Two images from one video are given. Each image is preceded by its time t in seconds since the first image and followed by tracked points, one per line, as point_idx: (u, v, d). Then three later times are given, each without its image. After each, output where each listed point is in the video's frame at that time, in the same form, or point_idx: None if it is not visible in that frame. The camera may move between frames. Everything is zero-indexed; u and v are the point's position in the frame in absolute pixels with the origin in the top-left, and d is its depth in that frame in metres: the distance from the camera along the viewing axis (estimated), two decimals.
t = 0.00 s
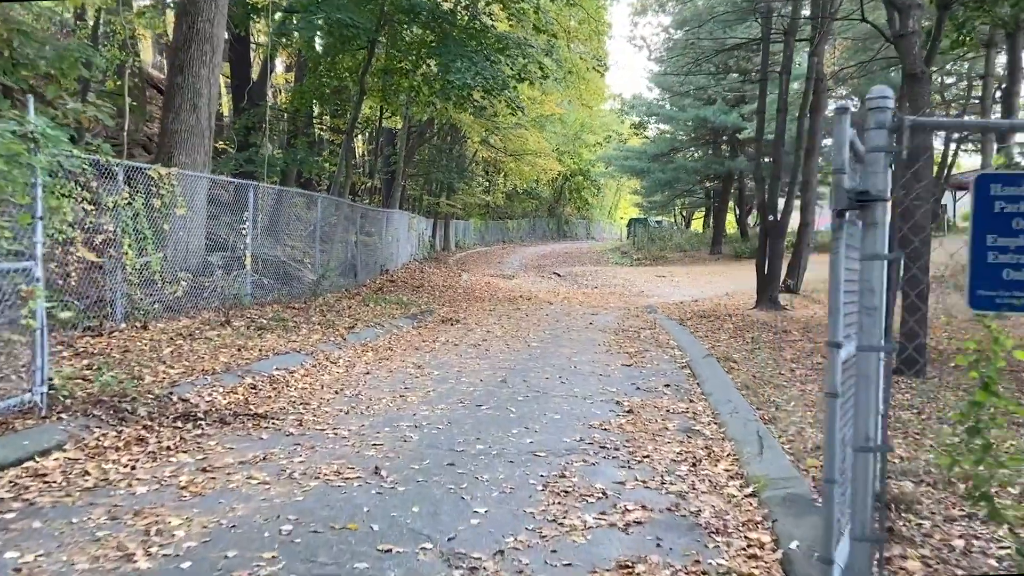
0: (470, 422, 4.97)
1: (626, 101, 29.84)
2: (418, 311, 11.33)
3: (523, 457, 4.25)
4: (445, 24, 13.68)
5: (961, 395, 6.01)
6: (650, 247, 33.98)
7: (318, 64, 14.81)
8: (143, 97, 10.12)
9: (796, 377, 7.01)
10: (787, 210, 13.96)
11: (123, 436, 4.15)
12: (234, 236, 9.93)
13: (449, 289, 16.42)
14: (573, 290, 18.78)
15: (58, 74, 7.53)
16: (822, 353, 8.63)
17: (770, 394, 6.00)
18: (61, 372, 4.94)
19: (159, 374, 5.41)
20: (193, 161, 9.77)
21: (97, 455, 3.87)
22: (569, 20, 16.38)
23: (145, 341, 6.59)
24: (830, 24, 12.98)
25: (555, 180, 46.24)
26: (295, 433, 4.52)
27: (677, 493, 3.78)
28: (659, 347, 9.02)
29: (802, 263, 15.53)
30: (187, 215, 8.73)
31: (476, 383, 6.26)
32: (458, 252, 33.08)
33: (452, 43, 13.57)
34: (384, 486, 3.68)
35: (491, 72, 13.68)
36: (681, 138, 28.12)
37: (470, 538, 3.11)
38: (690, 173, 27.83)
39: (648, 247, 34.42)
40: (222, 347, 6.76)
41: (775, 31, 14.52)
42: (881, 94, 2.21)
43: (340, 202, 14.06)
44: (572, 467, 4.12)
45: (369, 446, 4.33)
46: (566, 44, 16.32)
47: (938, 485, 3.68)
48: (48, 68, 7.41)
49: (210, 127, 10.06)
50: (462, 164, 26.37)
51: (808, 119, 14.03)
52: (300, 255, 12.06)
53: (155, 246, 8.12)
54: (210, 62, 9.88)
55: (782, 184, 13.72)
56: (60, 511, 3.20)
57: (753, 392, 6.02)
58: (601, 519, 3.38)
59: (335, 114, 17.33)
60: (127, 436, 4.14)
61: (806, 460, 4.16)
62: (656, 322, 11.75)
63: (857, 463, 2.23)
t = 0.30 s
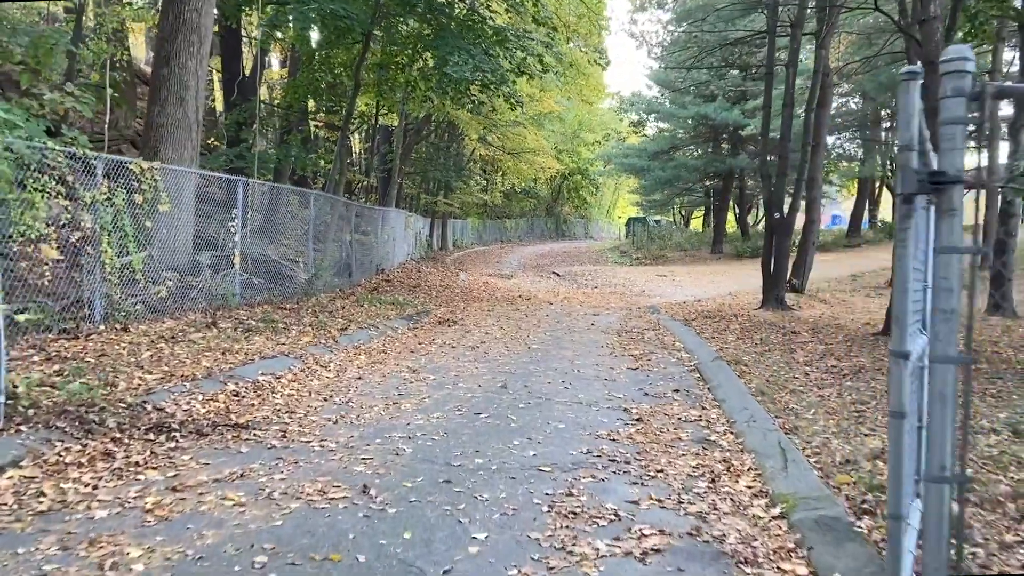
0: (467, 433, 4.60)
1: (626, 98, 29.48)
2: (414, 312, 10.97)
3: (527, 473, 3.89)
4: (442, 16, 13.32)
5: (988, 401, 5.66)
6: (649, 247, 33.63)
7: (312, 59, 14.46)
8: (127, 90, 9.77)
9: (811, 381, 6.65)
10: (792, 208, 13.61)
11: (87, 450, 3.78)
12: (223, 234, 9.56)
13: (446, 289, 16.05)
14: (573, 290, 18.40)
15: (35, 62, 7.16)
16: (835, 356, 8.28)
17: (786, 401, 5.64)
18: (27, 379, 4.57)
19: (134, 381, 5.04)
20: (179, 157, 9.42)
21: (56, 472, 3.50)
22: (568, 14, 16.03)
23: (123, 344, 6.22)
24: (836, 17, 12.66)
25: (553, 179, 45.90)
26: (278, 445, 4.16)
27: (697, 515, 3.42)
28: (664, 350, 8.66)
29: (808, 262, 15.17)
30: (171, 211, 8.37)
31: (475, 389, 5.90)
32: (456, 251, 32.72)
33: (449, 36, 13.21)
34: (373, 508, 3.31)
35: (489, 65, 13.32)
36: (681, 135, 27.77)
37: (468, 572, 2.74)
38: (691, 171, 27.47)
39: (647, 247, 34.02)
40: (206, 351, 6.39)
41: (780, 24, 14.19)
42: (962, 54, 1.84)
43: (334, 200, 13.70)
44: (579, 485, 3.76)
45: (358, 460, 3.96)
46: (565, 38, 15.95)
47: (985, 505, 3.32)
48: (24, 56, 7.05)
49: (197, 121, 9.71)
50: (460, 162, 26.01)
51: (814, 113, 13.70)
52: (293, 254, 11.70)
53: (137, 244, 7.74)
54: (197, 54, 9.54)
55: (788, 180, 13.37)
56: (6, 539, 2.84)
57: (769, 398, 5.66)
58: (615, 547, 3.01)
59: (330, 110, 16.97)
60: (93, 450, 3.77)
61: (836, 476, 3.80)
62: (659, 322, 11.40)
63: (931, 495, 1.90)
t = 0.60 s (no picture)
0: (463, 453, 4.24)
1: (624, 97, 29.14)
2: (409, 316, 10.62)
3: (527, 502, 3.53)
4: (437, 11, 12.95)
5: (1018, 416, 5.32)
6: (648, 247, 33.27)
7: (304, 56, 14.09)
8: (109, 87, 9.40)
9: (825, 392, 6.30)
10: (798, 209, 13.26)
11: (43, 478, 3.43)
12: (210, 236, 9.19)
13: (442, 291, 15.69)
14: (572, 292, 18.02)
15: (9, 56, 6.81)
16: (847, 363, 7.92)
17: (804, 415, 5.29)
18: None
19: (104, 396, 4.68)
20: (164, 156, 9.06)
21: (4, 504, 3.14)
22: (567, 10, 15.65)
23: (97, 354, 5.85)
24: (843, 11, 12.30)
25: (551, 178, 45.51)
26: (256, 469, 3.81)
27: (719, 551, 3.06)
28: (669, 356, 8.29)
29: (812, 263, 14.83)
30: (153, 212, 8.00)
31: (472, 402, 5.54)
32: (453, 252, 32.34)
33: (445, 31, 12.85)
34: (356, 546, 2.95)
35: (486, 61, 12.95)
36: (680, 134, 27.42)
37: None
38: (691, 171, 27.12)
39: (646, 247, 33.66)
40: (186, 361, 6.02)
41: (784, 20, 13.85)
42: None
43: (327, 200, 13.34)
44: (585, 515, 3.40)
45: (341, 487, 3.60)
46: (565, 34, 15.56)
47: None
48: None
49: (182, 118, 9.36)
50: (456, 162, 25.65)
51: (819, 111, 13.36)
52: (285, 256, 11.35)
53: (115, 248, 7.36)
54: (182, 49, 9.21)
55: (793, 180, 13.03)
56: None
57: (785, 411, 5.31)
58: None
59: (324, 109, 16.60)
60: (48, 479, 3.41)
61: (870, 506, 3.46)
62: (662, 326, 11.05)
63: None
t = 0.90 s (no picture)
0: (458, 472, 3.90)
1: (622, 96, 28.82)
2: (404, 319, 10.27)
3: (529, 530, 3.19)
4: (433, 3, 12.59)
5: None
6: (647, 247, 32.94)
7: (296, 51, 13.73)
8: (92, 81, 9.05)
9: (841, 400, 5.98)
10: (802, 208, 12.95)
11: None
12: (196, 236, 8.84)
13: (439, 292, 15.35)
14: (571, 292, 17.69)
15: None
16: (859, 368, 7.61)
17: (822, 426, 4.97)
18: None
19: (71, 409, 4.34)
20: (149, 153, 8.73)
21: None
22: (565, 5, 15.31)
23: (71, 361, 5.50)
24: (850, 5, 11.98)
25: (548, 178, 45.14)
26: (231, 492, 3.48)
27: None
28: (674, 361, 7.96)
29: (817, 264, 14.50)
30: (133, 211, 7.65)
31: (468, 412, 5.22)
32: (449, 252, 31.99)
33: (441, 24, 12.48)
34: None
35: (482, 56, 12.61)
36: (679, 133, 27.12)
37: None
38: (690, 170, 26.82)
39: (645, 247, 33.34)
40: (166, 368, 5.67)
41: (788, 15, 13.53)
42: None
43: (321, 199, 13.00)
44: (593, 546, 3.06)
45: (325, 514, 3.26)
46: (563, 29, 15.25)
47: None
48: None
49: (168, 115, 9.02)
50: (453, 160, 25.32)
51: (824, 108, 13.05)
52: (276, 257, 11.01)
53: (93, 249, 7.02)
54: (167, 42, 8.85)
55: (798, 178, 12.71)
56: None
57: (802, 422, 4.99)
58: None
59: (318, 106, 16.26)
60: None
61: (909, 535, 3.13)
62: (665, 329, 10.73)
63: None
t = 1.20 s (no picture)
0: (444, 492, 3.57)
1: (619, 94, 28.53)
2: (394, 321, 9.92)
3: (521, 562, 2.86)
4: None
5: None
6: (644, 247, 32.64)
7: (285, 46, 13.39)
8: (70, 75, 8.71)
9: (851, 407, 5.68)
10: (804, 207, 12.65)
11: None
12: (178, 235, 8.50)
13: (433, 293, 15.01)
14: (567, 293, 17.35)
15: None
16: (868, 372, 7.29)
17: (836, 437, 4.65)
18: None
19: (26, 422, 4.01)
20: (128, 149, 8.39)
21: None
22: None
23: (34, 369, 5.16)
24: None
25: (544, 177, 44.81)
26: (193, 517, 3.16)
27: None
28: (674, 365, 7.64)
29: (818, 264, 14.21)
30: (108, 210, 7.31)
31: (458, 423, 4.89)
32: (444, 252, 31.66)
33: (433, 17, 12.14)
34: None
35: (475, 50, 12.27)
36: (676, 132, 26.84)
37: None
38: (688, 168, 26.53)
39: (642, 246, 33.03)
40: (137, 376, 5.33)
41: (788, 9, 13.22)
42: None
43: (310, 198, 12.66)
44: None
45: (295, 543, 2.93)
46: (560, 24, 14.94)
47: None
48: None
49: (148, 110, 8.69)
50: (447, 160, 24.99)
51: (826, 104, 12.76)
52: (264, 257, 10.67)
53: (65, 249, 6.69)
54: (147, 34, 8.53)
55: (799, 176, 12.40)
56: None
57: (814, 433, 4.68)
58: None
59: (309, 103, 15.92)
60: None
61: (944, 565, 2.82)
62: (665, 331, 10.42)
63: None
